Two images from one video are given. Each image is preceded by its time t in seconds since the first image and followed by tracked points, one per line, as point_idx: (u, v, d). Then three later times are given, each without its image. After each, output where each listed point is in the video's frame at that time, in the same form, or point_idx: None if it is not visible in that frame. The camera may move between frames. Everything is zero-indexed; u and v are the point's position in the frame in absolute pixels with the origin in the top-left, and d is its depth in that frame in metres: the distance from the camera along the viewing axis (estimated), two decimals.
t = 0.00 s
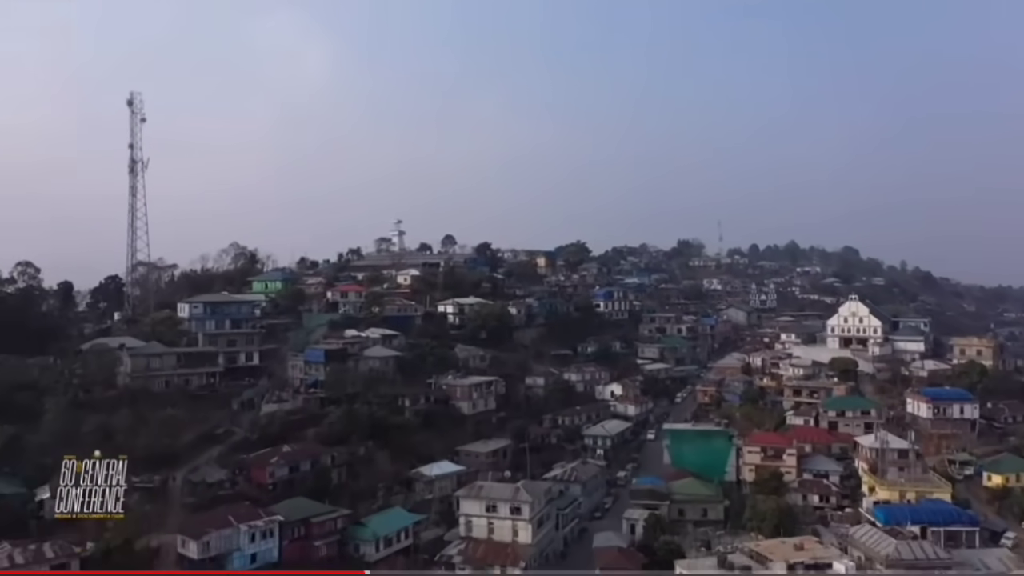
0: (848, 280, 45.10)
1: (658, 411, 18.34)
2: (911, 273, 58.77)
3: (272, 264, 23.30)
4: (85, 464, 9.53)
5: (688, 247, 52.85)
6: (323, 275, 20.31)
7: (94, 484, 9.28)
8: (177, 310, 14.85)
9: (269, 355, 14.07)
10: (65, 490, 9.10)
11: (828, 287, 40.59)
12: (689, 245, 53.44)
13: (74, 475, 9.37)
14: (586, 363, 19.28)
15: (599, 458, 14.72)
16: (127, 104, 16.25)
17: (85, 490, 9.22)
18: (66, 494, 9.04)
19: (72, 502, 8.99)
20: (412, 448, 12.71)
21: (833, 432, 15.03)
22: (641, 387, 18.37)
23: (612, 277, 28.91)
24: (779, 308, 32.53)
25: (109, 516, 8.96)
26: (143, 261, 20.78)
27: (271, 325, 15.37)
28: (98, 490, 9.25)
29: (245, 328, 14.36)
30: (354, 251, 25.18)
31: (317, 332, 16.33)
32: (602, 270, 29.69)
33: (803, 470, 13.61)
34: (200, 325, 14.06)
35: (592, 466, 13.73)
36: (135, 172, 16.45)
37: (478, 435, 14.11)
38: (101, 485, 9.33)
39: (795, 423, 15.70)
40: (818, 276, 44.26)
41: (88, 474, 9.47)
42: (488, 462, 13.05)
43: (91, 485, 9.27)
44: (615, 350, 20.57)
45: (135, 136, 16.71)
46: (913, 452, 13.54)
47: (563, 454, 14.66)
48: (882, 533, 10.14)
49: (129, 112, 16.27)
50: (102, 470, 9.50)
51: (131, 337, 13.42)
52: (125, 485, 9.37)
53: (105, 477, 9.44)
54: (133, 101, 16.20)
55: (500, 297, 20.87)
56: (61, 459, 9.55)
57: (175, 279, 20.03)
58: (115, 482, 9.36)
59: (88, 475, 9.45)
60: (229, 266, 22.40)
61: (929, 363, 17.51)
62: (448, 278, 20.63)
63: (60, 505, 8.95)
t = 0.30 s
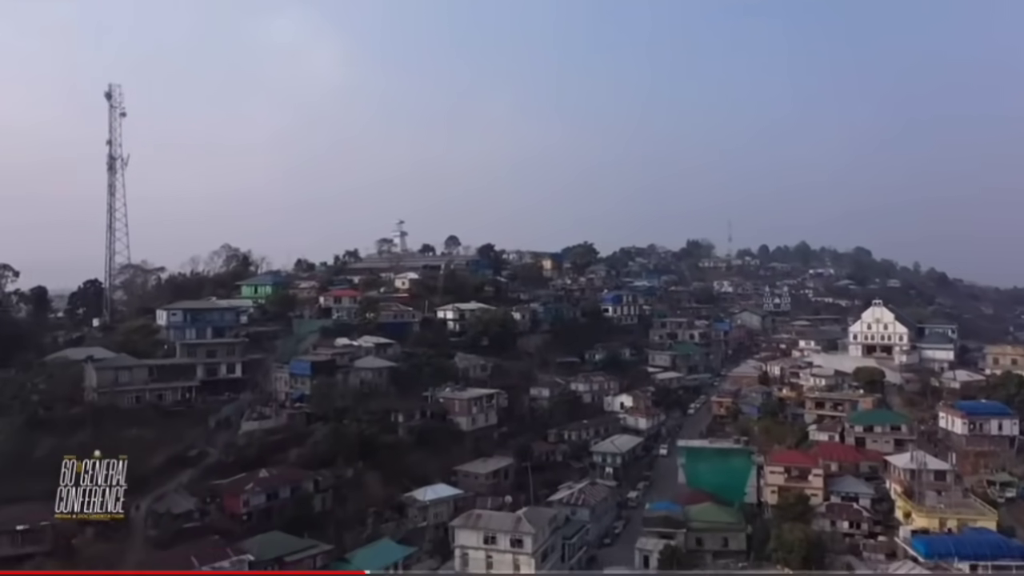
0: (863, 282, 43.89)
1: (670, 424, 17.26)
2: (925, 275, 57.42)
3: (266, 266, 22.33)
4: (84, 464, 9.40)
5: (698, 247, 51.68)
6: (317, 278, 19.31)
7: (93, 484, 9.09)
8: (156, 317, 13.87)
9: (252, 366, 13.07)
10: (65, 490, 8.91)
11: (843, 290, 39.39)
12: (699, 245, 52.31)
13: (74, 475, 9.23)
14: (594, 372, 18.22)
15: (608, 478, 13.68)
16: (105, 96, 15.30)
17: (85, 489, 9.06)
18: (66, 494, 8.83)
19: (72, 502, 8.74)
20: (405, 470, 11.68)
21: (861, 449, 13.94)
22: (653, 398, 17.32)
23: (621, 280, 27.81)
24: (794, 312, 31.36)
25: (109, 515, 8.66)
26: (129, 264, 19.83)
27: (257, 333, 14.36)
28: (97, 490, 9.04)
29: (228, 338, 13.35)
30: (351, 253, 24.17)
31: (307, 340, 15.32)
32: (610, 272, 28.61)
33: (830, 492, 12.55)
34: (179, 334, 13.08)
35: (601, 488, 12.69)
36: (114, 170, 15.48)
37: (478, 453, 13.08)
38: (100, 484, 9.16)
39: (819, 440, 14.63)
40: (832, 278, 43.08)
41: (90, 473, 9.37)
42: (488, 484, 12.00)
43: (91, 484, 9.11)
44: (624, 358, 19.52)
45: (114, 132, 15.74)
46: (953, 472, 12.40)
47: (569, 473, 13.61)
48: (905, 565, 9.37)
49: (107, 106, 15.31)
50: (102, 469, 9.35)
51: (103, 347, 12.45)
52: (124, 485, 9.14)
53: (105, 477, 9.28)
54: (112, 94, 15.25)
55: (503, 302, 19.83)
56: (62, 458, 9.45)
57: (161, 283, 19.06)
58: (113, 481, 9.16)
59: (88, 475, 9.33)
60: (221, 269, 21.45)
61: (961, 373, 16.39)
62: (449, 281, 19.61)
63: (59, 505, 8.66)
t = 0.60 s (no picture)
0: (876, 283, 42.85)
1: (682, 436, 16.32)
2: (938, 276, 56.28)
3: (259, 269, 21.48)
4: (84, 464, 9.20)
5: (706, 248, 50.69)
6: (311, 282, 18.46)
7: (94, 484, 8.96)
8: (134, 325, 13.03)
9: (235, 377, 12.19)
10: (64, 491, 8.67)
11: (856, 293, 38.38)
12: (707, 245, 51.32)
13: (73, 475, 9.02)
14: (601, 381, 17.31)
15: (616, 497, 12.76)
16: (83, 90, 14.46)
17: (85, 490, 8.91)
18: (66, 494, 8.60)
19: (75, 502, 8.56)
20: (397, 491, 10.78)
21: (889, 467, 13.00)
22: (663, 409, 16.40)
23: (629, 282, 26.88)
24: (807, 315, 30.36)
25: (109, 516, 8.57)
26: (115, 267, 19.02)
27: (242, 341, 13.49)
28: (98, 490, 8.96)
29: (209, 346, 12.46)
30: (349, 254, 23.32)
31: (297, 348, 14.45)
32: (618, 274, 27.68)
33: (857, 515, 11.64)
34: (157, 343, 12.24)
35: (609, 509, 11.76)
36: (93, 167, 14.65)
37: (477, 471, 12.18)
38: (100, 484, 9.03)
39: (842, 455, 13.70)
40: (845, 279, 42.04)
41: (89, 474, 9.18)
42: (487, 507, 11.09)
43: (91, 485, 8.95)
44: (633, 365, 18.60)
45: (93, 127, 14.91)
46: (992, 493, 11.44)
47: (575, 492, 12.70)
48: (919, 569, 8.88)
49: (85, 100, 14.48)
50: (101, 469, 9.20)
51: (75, 357, 11.61)
52: (125, 486, 9.07)
53: (105, 477, 9.15)
54: (90, 87, 14.41)
55: (505, 307, 18.94)
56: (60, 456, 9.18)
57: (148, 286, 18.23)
58: (114, 481, 9.06)
59: (88, 475, 9.15)
60: (213, 272, 20.62)
61: (991, 384, 15.41)
62: (449, 284, 18.72)
63: (59, 505, 8.48)
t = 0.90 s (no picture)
0: (889, 286, 41.83)
1: (694, 449, 15.40)
2: (951, 277, 55.22)
3: (251, 272, 20.63)
4: (84, 464, 8.91)
5: (714, 249, 49.72)
6: (304, 286, 17.60)
7: (94, 483, 8.65)
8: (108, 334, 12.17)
9: (214, 392, 11.30)
10: (65, 490, 8.29)
11: (869, 296, 37.39)
12: (714, 246, 50.37)
13: (74, 475, 8.71)
14: (608, 392, 16.40)
15: (626, 521, 11.84)
16: (58, 83, 13.61)
17: (85, 489, 8.54)
18: (66, 493, 8.22)
19: (77, 500, 8.19)
20: (387, 518, 9.86)
21: (920, 488, 12.05)
22: (674, 421, 15.49)
23: (636, 285, 25.97)
24: (820, 320, 29.43)
25: (109, 516, 8.18)
26: (100, 270, 18.20)
27: (224, 352, 12.61)
28: (97, 490, 8.57)
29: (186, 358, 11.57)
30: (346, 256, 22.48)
31: (284, 358, 13.58)
32: (624, 276, 26.78)
33: (888, 542, 10.70)
34: (131, 353, 11.39)
35: (619, 534, 10.83)
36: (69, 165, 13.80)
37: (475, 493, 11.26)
38: (101, 484, 8.72)
39: (867, 475, 12.78)
40: (857, 281, 41.05)
41: (88, 474, 8.87)
42: (485, 533, 10.18)
43: (92, 484, 8.66)
44: (641, 373, 17.69)
45: (69, 123, 14.06)
46: None
47: (581, 514, 11.79)
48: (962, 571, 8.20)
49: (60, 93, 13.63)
50: (102, 470, 8.94)
51: (40, 370, 10.76)
52: (125, 485, 8.80)
53: (105, 477, 8.89)
54: (64, 80, 13.56)
55: (507, 312, 18.05)
56: (59, 456, 8.88)
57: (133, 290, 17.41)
58: (114, 481, 8.79)
59: (88, 475, 8.85)
60: (203, 275, 19.79)
61: None
62: (448, 288, 17.84)
63: (59, 504, 8.08)
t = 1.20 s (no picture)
0: (905, 288, 40.67)
1: (709, 466, 14.32)
2: (965, 279, 53.95)
3: (241, 277, 19.67)
4: (84, 464, 8.59)
5: (724, 250, 48.57)
6: (293, 292, 16.61)
7: (94, 484, 8.37)
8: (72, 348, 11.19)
9: (184, 413, 10.33)
10: (65, 492, 8.18)
11: (884, 300, 36.25)
12: (724, 247, 49.21)
13: (73, 475, 8.41)
14: (616, 405, 15.35)
15: (637, 551, 10.77)
16: (23, 75, 12.65)
17: (85, 490, 8.32)
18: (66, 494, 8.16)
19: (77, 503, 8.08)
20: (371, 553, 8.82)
21: (960, 517, 11.01)
22: (688, 437, 14.43)
23: (645, 289, 24.90)
24: (836, 325, 28.35)
25: (108, 516, 8.02)
26: (80, 274, 17.26)
27: (200, 366, 11.62)
28: (98, 490, 8.32)
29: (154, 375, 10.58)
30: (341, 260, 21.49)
31: (267, 371, 12.59)
32: (633, 280, 25.71)
33: None
34: (94, 370, 10.41)
35: (630, 568, 9.77)
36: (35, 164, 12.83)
37: (472, 522, 10.22)
38: (100, 484, 8.42)
39: (900, 500, 11.80)
40: (872, 284, 39.89)
41: (89, 473, 8.52)
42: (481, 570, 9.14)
43: (91, 484, 8.38)
44: (652, 384, 16.64)
45: (36, 117, 13.09)
46: None
47: (588, 544, 10.75)
48: None
49: (25, 86, 12.67)
50: (102, 469, 8.55)
51: None
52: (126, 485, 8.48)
53: (105, 477, 8.50)
54: (30, 72, 12.60)
55: (509, 320, 17.03)
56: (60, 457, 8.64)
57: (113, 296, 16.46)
58: (114, 481, 8.45)
59: (88, 475, 8.50)
60: (190, 280, 18.83)
61: None
62: (446, 294, 16.83)
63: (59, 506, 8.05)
